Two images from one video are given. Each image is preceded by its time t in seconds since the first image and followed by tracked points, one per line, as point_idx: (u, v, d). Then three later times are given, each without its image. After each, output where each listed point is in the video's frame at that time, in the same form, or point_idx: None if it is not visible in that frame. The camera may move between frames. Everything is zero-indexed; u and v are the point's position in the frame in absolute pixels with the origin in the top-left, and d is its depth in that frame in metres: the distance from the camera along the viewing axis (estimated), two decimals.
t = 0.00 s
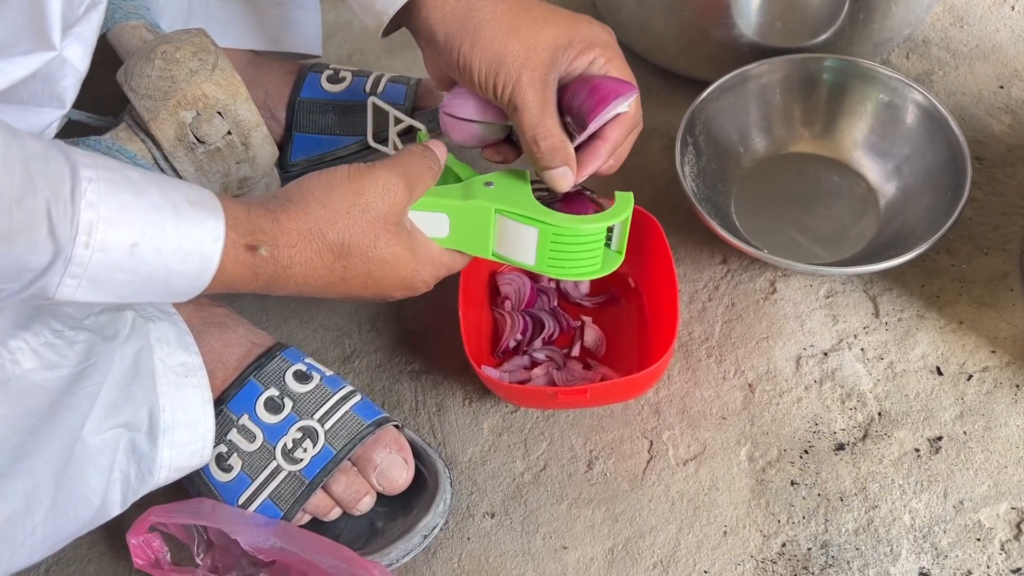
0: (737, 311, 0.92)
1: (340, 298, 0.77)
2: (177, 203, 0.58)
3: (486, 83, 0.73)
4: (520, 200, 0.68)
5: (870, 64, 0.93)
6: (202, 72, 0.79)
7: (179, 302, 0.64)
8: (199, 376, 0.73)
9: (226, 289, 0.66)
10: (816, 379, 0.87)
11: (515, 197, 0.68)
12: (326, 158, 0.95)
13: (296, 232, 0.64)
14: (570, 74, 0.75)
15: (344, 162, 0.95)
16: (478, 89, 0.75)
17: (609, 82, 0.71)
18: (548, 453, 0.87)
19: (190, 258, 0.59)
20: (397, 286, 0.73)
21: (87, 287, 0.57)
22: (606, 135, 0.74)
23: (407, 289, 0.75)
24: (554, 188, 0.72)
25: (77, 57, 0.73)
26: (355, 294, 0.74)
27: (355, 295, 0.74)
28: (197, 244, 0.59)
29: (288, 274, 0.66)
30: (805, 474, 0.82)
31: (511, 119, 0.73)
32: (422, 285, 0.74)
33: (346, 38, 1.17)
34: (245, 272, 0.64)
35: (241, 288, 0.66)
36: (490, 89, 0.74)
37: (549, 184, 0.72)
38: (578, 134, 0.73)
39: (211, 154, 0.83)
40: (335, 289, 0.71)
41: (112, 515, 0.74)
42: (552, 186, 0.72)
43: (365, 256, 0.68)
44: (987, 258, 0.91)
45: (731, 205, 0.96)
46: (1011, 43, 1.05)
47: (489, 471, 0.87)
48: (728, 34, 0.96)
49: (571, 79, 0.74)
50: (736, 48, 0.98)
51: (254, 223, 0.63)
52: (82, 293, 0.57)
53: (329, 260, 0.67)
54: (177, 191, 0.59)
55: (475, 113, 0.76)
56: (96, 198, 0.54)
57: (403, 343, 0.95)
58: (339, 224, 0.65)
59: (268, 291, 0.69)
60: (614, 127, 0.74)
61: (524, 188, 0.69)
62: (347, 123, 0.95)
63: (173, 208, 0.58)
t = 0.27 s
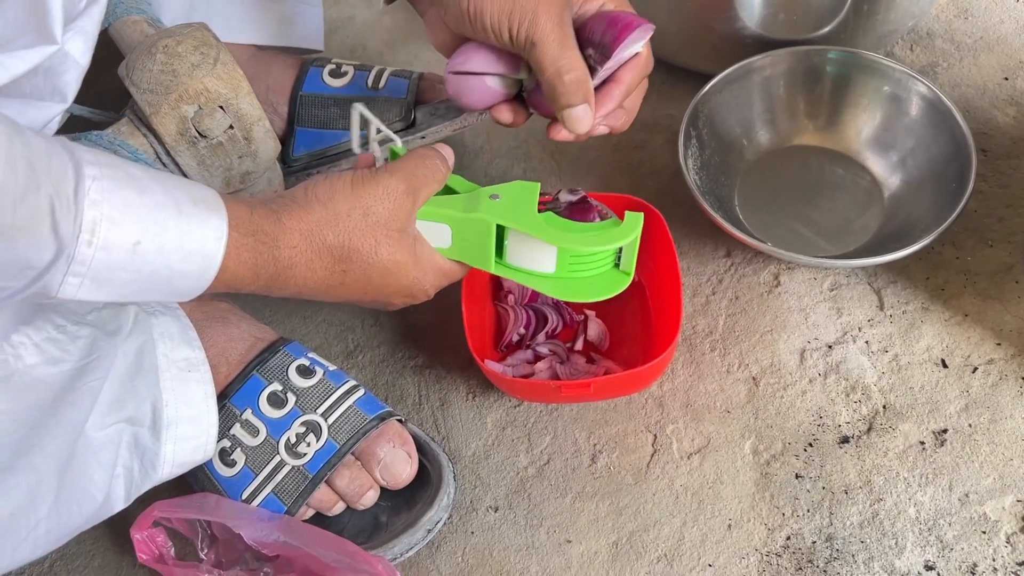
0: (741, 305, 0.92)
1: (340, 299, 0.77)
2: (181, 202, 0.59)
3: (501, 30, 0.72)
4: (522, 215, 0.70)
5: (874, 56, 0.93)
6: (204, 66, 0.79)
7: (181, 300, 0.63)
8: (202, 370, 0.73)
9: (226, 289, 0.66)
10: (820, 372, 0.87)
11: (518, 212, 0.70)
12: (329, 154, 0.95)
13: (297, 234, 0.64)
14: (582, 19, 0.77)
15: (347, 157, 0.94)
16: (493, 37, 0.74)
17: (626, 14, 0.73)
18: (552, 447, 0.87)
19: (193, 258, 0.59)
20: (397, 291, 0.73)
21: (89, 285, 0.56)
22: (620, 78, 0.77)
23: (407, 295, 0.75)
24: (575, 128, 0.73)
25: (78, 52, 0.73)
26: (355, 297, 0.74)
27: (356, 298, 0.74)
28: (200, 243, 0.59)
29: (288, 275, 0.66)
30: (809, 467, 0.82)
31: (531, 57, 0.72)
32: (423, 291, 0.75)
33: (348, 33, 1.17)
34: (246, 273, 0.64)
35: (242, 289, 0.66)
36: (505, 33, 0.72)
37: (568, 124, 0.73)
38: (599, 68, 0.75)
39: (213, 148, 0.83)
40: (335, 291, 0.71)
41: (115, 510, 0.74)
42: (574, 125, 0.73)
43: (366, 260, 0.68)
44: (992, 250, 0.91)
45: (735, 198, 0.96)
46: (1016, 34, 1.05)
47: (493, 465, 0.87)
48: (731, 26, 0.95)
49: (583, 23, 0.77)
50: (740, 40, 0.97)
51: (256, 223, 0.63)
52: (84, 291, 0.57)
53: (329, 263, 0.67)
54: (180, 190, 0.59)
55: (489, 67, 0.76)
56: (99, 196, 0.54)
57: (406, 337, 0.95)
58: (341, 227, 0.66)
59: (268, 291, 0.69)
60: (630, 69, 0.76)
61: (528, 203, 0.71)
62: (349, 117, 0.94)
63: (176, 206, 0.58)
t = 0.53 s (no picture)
0: (744, 301, 0.91)
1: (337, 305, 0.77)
2: (183, 210, 0.58)
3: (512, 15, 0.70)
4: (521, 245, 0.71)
5: (877, 50, 0.92)
6: (205, 64, 0.79)
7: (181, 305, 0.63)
8: (205, 369, 0.73)
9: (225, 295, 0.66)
10: (824, 368, 0.86)
11: (517, 242, 0.71)
12: (330, 151, 0.95)
13: (300, 248, 0.64)
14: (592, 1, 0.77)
15: (348, 155, 0.96)
16: (505, 22, 0.72)
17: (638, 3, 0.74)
18: (555, 444, 0.86)
19: (194, 266, 0.59)
20: (394, 306, 0.74)
21: (90, 291, 0.56)
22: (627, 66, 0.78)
23: (403, 310, 0.75)
24: (580, 113, 0.75)
25: (80, 50, 0.72)
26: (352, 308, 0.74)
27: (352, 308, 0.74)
28: (202, 250, 0.59)
29: (287, 287, 0.66)
30: (813, 463, 0.82)
31: (543, 43, 0.71)
32: (419, 308, 0.75)
33: (350, 30, 1.17)
34: (246, 283, 0.64)
35: (239, 296, 0.66)
36: (516, 17, 0.71)
37: (578, 110, 0.74)
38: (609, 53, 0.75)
39: (215, 146, 0.83)
40: (333, 302, 0.71)
41: (119, 509, 0.74)
42: (580, 110, 0.74)
43: (365, 276, 0.68)
44: (997, 245, 0.90)
45: (738, 194, 0.95)
46: (1021, 28, 1.04)
47: (496, 463, 0.86)
48: (734, 21, 0.95)
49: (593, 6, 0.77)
50: (743, 36, 0.97)
51: (259, 236, 0.63)
52: (85, 298, 0.56)
53: (328, 277, 0.67)
54: (183, 197, 0.59)
55: (497, 53, 0.76)
56: (103, 202, 0.54)
57: (409, 335, 0.95)
58: (344, 243, 0.66)
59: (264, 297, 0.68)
60: (637, 57, 0.78)
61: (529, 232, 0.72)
62: (350, 114, 0.94)
63: (179, 212, 0.58)
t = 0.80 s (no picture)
0: (748, 299, 0.92)
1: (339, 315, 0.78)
2: (193, 207, 0.58)
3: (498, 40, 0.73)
4: (520, 270, 0.72)
5: (880, 48, 0.92)
6: (210, 65, 0.79)
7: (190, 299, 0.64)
8: (211, 368, 0.73)
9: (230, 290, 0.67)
10: (828, 366, 0.87)
11: (516, 266, 0.73)
12: (334, 151, 0.95)
13: (307, 243, 0.65)
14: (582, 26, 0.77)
15: (350, 153, 0.96)
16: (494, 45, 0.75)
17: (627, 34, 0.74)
18: (559, 442, 0.87)
19: (204, 262, 0.60)
20: (395, 317, 0.74)
21: (102, 287, 0.57)
22: (616, 95, 0.77)
23: (403, 322, 0.75)
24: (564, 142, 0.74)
25: (86, 53, 0.72)
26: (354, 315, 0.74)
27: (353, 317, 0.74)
28: (211, 247, 0.60)
29: (290, 282, 0.66)
30: (817, 461, 0.82)
31: (531, 69, 0.73)
32: (420, 322, 0.75)
33: (353, 30, 1.17)
34: (252, 277, 0.64)
35: (244, 290, 0.66)
36: (505, 41, 0.73)
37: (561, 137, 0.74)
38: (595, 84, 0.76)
39: (220, 146, 0.83)
40: (335, 306, 0.71)
41: (126, 508, 0.74)
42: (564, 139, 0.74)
43: (369, 280, 0.68)
44: (1001, 242, 0.90)
45: (741, 192, 0.95)
46: None
47: (500, 461, 0.87)
48: (737, 20, 0.95)
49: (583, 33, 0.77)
50: (745, 34, 0.97)
51: (268, 230, 0.63)
52: (97, 294, 0.57)
53: (333, 277, 0.67)
54: (192, 194, 0.59)
55: (484, 75, 0.77)
56: (114, 200, 0.54)
57: (413, 334, 0.96)
58: (352, 243, 0.66)
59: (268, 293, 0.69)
60: (625, 87, 0.77)
61: (530, 257, 0.73)
62: (353, 113, 0.95)
63: (187, 211, 0.58)
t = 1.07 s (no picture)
0: (751, 296, 0.91)
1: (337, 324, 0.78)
2: (195, 198, 0.59)
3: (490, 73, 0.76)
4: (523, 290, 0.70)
5: (883, 43, 0.92)
6: (210, 62, 0.79)
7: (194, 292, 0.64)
8: (213, 366, 0.72)
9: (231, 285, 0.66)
10: (831, 362, 0.86)
11: (521, 285, 0.70)
12: (336, 147, 0.96)
13: (314, 236, 0.65)
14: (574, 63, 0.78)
15: (355, 149, 0.96)
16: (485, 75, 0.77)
17: (615, 73, 0.75)
18: (562, 439, 0.86)
19: (208, 253, 0.60)
20: (394, 327, 0.74)
21: (109, 280, 0.57)
22: (606, 129, 0.77)
23: (400, 334, 0.75)
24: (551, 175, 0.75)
25: (87, 50, 0.72)
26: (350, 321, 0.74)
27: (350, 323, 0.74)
28: (215, 238, 0.60)
29: (293, 277, 0.66)
30: (820, 457, 0.82)
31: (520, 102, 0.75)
32: (417, 337, 0.76)
33: (355, 27, 1.17)
34: (256, 267, 0.64)
35: (243, 282, 0.66)
36: (497, 73, 0.75)
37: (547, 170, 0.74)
38: (583, 121, 0.77)
39: (221, 143, 0.83)
40: (333, 308, 0.72)
41: (130, 505, 0.74)
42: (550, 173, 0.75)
43: (373, 282, 0.69)
44: (1005, 238, 0.90)
45: (744, 188, 0.95)
46: None
47: (503, 458, 0.87)
48: (739, 15, 0.94)
49: (575, 69, 0.79)
50: (748, 29, 0.97)
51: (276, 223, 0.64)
52: (103, 287, 0.57)
53: (337, 274, 0.67)
54: (194, 185, 0.59)
55: (475, 101, 0.79)
56: (117, 192, 0.54)
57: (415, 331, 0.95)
58: (361, 241, 0.67)
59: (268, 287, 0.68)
60: (615, 120, 0.77)
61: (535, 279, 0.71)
62: (355, 110, 0.95)
63: (190, 202, 0.58)
